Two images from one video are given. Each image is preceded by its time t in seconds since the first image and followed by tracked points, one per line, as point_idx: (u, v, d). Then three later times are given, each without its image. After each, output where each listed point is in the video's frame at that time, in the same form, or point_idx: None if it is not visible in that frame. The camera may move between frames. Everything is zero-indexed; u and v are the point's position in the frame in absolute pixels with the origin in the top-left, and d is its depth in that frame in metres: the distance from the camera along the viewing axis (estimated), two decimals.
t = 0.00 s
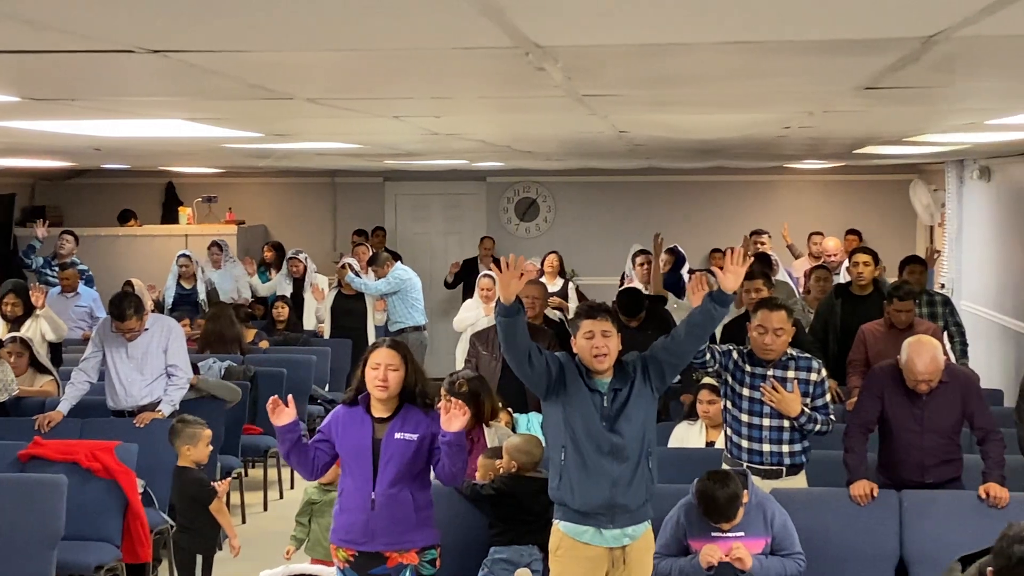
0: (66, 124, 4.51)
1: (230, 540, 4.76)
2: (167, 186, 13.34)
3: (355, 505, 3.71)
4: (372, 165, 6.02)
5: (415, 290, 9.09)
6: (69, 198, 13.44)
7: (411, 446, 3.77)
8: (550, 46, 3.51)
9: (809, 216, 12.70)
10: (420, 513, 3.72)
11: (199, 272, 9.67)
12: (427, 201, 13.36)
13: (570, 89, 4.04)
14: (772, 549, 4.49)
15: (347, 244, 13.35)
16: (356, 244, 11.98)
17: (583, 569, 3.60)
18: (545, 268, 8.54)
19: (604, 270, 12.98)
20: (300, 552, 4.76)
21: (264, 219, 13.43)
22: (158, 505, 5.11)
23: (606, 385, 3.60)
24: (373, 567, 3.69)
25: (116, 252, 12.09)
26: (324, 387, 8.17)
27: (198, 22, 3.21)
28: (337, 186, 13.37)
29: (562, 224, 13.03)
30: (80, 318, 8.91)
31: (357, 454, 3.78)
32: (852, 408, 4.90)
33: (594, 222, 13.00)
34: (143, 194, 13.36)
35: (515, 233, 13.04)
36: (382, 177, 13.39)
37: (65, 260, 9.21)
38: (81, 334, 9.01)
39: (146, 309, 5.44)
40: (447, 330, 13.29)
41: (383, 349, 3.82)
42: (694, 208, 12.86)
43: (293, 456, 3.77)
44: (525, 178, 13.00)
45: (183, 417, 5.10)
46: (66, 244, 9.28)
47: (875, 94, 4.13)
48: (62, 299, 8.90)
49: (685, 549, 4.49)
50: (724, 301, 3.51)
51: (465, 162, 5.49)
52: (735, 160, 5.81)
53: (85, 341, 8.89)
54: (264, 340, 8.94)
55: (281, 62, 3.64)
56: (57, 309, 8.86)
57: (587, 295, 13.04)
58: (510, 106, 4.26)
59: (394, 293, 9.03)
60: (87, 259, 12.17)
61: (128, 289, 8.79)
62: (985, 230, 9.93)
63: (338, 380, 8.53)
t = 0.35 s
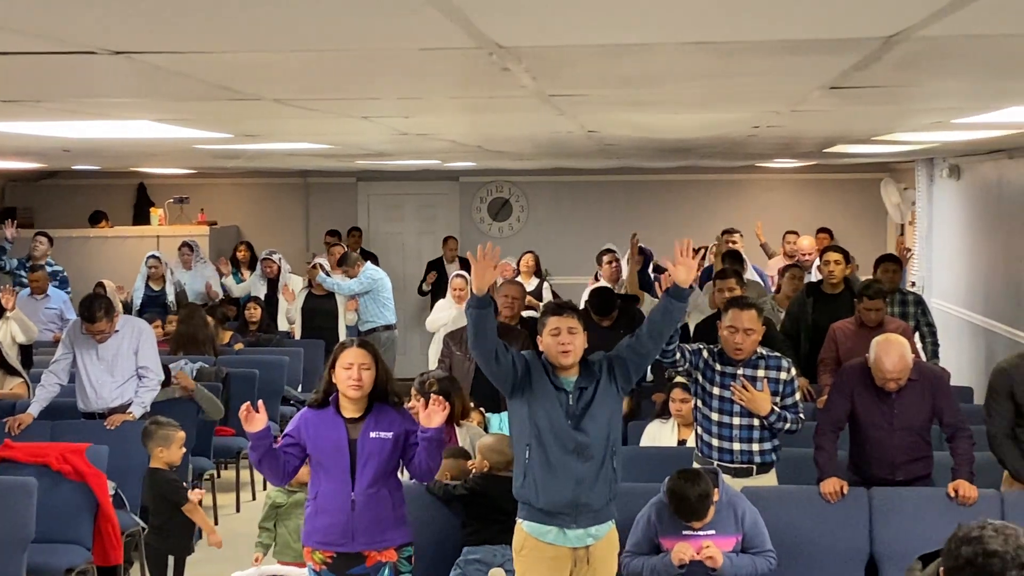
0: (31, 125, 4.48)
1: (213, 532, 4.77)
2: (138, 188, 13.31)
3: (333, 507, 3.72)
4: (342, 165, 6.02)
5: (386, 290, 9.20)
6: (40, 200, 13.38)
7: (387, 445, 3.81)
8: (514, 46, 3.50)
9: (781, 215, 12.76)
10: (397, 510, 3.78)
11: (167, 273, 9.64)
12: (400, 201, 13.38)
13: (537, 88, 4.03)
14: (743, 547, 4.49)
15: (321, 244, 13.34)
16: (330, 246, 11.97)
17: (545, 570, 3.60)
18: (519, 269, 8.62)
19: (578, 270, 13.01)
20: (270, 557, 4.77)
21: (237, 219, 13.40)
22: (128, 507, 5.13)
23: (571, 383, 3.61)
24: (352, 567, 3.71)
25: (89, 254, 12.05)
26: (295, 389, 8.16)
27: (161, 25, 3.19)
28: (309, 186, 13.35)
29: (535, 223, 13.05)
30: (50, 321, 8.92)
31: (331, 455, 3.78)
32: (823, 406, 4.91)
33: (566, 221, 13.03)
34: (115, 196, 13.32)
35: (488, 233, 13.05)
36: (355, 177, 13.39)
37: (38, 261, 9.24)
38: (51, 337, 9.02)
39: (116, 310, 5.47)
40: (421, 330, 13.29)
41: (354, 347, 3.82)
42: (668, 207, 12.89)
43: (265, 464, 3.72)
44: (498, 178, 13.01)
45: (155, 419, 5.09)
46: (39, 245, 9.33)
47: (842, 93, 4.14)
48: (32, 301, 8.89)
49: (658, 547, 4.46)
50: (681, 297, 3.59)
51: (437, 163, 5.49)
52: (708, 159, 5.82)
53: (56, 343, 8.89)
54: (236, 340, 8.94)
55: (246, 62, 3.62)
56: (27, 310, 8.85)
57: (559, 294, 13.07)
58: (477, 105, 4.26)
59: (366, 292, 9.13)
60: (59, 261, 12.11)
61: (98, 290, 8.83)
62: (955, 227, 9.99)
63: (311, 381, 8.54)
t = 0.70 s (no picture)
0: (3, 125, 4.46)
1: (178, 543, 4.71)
2: (116, 188, 13.27)
3: (323, 506, 3.71)
4: (320, 164, 6.02)
5: (363, 291, 9.26)
6: (17, 201, 13.34)
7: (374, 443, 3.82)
8: (488, 45, 3.50)
9: (759, 215, 12.80)
10: (386, 509, 3.79)
11: (143, 273, 9.64)
12: (378, 201, 13.39)
13: (513, 88, 4.04)
14: (722, 546, 4.46)
15: (299, 244, 13.33)
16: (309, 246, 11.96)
17: (513, 570, 3.60)
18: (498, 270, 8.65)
19: (558, 270, 13.03)
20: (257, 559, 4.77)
21: (215, 220, 13.38)
22: (106, 509, 5.13)
23: (538, 384, 3.61)
24: (341, 567, 3.71)
25: (66, 255, 12.00)
26: (274, 390, 8.16)
27: (132, 25, 3.18)
28: (288, 186, 13.33)
29: (514, 223, 13.06)
30: (25, 321, 8.92)
31: (318, 455, 3.76)
32: (800, 405, 4.93)
33: (546, 221, 13.04)
34: (92, 197, 13.29)
35: (467, 233, 13.05)
36: (333, 177, 13.38)
37: (20, 262, 9.33)
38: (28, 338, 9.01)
39: (93, 311, 5.49)
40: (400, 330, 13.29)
41: (336, 346, 3.82)
42: (647, 207, 12.91)
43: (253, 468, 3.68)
44: (477, 178, 13.01)
45: (136, 420, 5.09)
46: (21, 245, 9.38)
47: (817, 92, 4.15)
48: (7, 302, 8.89)
49: (636, 547, 4.45)
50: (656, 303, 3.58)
51: (414, 162, 5.49)
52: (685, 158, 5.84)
53: (33, 344, 8.88)
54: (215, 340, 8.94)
55: (219, 61, 3.61)
56: (2, 311, 8.84)
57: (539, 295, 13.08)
58: (453, 105, 4.26)
59: (344, 293, 9.18)
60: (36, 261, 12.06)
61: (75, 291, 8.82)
62: (933, 227, 10.04)
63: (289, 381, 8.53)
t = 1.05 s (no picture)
0: None
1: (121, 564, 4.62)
2: (100, 189, 13.24)
3: (322, 506, 3.71)
4: (305, 164, 6.02)
5: (347, 290, 9.34)
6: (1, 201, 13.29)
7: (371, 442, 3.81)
8: (473, 43, 3.50)
9: (744, 214, 12.83)
10: (385, 509, 3.78)
11: (127, 274, 9.62)
12: (363, 200, 13.40)
13: (498, 86, 4.04)
14: (708, 545, 4.45)
15: (284, 245, 13.32)
16: (295, 247, 11.95)
17: (492, 569, 3.60)
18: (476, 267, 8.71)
19: (543, 269, 13.05)
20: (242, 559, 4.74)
21: (200, 220, 13.36)
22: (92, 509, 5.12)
23: (514, 384, 3.60)
24: (339, 567, 3.70)
25: (51, 255, 11.97)
26: (260, 390, 8.14)
27: (116, 24, 3.17)
28: (273, 186, 13.31)
29: (499, 223, 13.06)
30: (9, 322, 8.89)
31: (315, 455, 3.76)
32: (786, 404, 4.93)
33: (532, 221, 13.04)
34: (75, 198, 13.26)
35: (453, 233, 13.05)
36: (318, 177, 13.37)
37: (9, 262, 9.32)
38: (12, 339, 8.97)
39: (78, 311, 5.49)
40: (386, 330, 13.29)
41: (333, 346, 3.81)
42: (632, 206, 12.92)
43: (250, 469, 3.72)
44: (462, 178, 13.01)
45: (122, 421, 5.08)
46: (10, 246, 9.37)
47: (803, 90, 4.15)
48: None
49: (622, 545, 4.45)
50: (636, 304, 3.61)
51: (399, 161, 5.48)
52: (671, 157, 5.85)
53: (18, 344, 8.86)
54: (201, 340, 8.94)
55: (203, 60, 3.60)
56: None
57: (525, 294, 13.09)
58: (438, 103, 4.26)
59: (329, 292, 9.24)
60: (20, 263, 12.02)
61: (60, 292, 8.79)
62: (918, 226, 10.07)
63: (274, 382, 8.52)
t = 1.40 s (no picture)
0: None
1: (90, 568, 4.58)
2: (91, 190, 13.21)
3: (324, 508, 3.71)
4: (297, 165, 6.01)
5: (339, 292, 9.33)
6: None
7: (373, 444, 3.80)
8: (466, 43, 3.50)
9: (735, 214, 12.85)
10: (387, 512, 3.77)
11: (119, 276, 9.60)
12: (355, 201, 13.42)
13: (491, 87, 4.04)
14: (701, 545, 4.43)
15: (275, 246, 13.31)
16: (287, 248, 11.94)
17: (477, 571, 3.58)
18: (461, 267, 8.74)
19: (535, 270, 13.05)
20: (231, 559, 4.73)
21: (191, 221, 13.35)
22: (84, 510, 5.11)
23: (497, 385, 3.60)
24: (341, 569, 3.71)
25: (41, 257, 11.93)
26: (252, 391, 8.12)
27: (110, 24, 3.16)
28: (265, 187, 13.30)
29: (491, 224, 13.06)
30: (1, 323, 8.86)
31: (318, 457, 3.76)
32: (779, 404, 4.95)
33: (523, 221, 13.05)
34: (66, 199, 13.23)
35: (444, 234, 13.05)
36: (310, 178, 13.37)
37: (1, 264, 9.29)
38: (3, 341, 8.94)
39: (70, 313, 5.48)
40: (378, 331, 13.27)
41: (336, 347, 3.81)
42: (624, 207, 12.93)
43: (252, 470, 3.67)
44: (453, 178, 13.01)
45: (116, 423, 5.07)
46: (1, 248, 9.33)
47: (796, 90, 4.16)
48: None
49: (615, 546, 4.44)
50: (620, 306, 3.62)
51: (392, 162, 5.48)
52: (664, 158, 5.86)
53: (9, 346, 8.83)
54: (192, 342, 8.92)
55: (196, 60, 3.59)
56: None
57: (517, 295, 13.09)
58: (430, 104, 4.26)
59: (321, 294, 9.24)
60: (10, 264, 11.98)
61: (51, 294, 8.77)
62: (909, 226, 10.09)
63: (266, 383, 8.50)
